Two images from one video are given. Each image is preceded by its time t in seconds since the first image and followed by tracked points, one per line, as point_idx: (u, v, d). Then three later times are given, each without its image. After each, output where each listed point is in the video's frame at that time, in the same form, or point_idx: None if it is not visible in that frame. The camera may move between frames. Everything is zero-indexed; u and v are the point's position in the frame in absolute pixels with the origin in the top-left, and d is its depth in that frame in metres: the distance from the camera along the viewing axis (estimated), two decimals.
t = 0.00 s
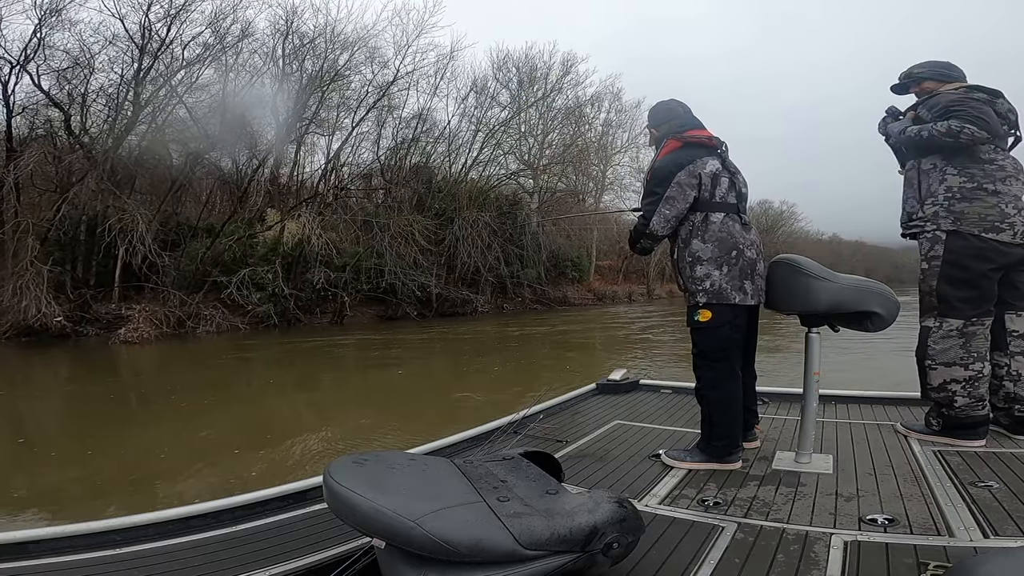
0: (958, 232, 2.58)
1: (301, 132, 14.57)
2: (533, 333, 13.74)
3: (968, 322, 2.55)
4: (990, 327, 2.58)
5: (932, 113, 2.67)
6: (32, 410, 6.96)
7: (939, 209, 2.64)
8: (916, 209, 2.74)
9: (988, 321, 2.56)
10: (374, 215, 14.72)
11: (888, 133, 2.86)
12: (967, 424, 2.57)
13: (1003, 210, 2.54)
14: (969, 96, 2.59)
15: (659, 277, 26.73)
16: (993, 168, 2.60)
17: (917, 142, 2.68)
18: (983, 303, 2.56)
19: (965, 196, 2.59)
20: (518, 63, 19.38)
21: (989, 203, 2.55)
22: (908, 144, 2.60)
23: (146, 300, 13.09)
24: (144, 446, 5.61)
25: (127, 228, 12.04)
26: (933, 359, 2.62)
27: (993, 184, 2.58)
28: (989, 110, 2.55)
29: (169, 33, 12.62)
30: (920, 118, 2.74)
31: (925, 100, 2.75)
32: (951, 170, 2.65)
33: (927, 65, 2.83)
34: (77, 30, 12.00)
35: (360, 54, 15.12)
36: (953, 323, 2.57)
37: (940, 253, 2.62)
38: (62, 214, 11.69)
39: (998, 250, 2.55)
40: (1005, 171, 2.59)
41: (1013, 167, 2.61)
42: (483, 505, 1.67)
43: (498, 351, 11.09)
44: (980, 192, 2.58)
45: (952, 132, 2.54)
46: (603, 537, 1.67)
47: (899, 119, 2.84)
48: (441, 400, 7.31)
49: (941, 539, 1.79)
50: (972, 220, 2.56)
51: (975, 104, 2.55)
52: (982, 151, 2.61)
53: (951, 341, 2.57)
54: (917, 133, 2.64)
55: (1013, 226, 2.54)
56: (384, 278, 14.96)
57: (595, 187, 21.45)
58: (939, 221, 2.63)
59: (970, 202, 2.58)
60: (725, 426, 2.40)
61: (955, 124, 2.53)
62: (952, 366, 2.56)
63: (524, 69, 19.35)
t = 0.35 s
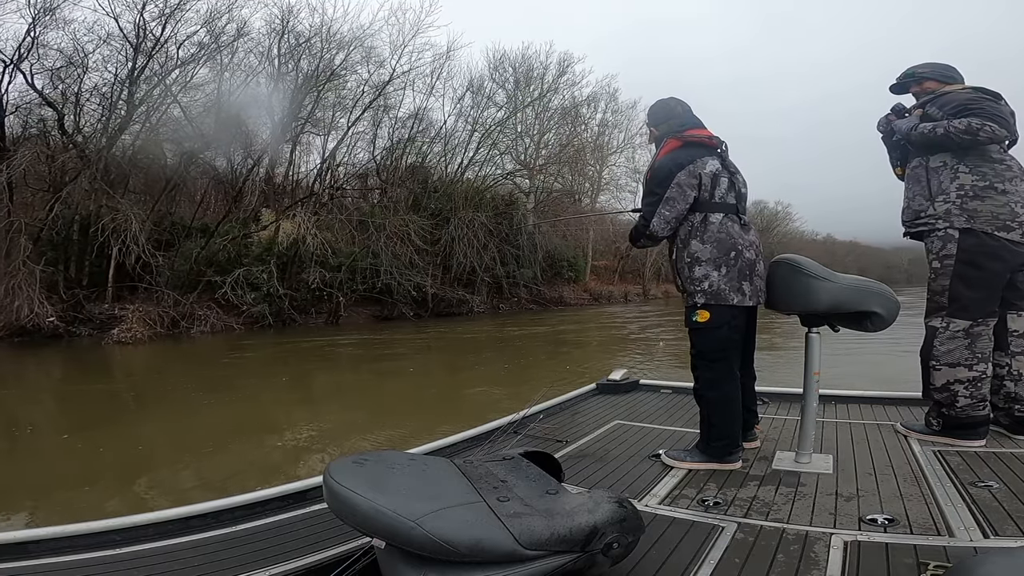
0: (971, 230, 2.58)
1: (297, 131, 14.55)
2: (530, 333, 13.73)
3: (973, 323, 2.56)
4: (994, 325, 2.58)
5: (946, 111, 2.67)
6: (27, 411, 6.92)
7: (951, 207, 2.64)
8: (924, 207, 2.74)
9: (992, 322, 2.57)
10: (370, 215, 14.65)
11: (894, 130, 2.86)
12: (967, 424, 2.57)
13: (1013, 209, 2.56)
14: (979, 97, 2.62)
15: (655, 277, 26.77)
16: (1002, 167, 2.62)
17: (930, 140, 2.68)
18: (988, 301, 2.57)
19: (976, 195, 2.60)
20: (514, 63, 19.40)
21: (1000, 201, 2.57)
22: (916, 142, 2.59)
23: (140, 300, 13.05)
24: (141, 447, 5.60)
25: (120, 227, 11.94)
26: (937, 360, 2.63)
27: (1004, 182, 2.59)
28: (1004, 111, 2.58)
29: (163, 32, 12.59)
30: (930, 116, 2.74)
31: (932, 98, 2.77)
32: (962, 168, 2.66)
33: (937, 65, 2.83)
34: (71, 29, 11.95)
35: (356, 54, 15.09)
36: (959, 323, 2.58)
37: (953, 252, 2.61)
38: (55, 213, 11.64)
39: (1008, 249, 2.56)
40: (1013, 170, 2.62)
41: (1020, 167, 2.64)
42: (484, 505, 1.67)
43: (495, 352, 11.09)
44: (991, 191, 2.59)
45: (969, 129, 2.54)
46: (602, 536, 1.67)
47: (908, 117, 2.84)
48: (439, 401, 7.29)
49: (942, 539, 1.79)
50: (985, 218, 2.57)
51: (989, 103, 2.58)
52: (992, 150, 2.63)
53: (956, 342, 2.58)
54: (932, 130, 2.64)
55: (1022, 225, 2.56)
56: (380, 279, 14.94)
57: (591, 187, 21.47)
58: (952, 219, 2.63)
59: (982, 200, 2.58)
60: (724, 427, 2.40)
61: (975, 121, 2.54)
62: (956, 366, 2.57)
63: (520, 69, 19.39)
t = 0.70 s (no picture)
0: (971, 229, 2.59)
1: (293, 131, 14.57)
2: (527, 333, 13.73)
3: (974, 324, 2.57)
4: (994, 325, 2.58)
5: (948, 110, 2.68)
6: (22, 412, 6.89)
7: (951, 206, 2.64)
8: (924, 207, 2.74)
9: (991, 322, 2.57)
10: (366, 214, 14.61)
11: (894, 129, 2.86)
12: (967, 424, 2.58)
13: (1013, 208, 2.57)
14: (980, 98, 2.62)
15: (651, 277, 26.80)
16: (1002, 167, 2.63)
17: (933, 138, 2.68)
18: (989, 300, 2.57)
19: (976, 194, 2.60)
20: (511, 63, 19.40)
21: (1000, 200, 2.57)
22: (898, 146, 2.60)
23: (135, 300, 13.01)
24: (138, 447, 5.59)
25: (114, 227, 11.87)
26: (937, 359, 2.63)
27: (1004, 181, 2.61)
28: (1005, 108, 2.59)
29: (159, 31, 12.55)
30: (931, 115, 2.74)
31: (933, 98, 2.77)
32: (962, 168, 2.66)
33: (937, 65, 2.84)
34: (66, 28, 11.91)
35: (353, 53, 15.06)
36: (959, 323, 2.58)
37: (953, 252, 2.62)
38: (49, 213, 11.61)
39: (1007, 249, 2.57)
40: (1013, 170, 2.63)
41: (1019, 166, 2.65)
42: (484, 506, 1.66)
43: (492, 351, 11.09)
44: (991, 190, 2.59)
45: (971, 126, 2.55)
46: (603, 537, 1.67)
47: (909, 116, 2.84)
48: (436, 401, 7.28)
49: (942, 539, 1.80)
50: (984, 217, 2.57)
51: (990, 101, 2.59)
52: (992, 150, 2.65)
53: (956, 342, 2.59)
54: (935, 126, 2.63)
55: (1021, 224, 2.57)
56: (376, 279, 14.93)
57: (589, 187, 21.46)
58: (952, 218, 2.63)
59: (981, 199, 2.59)
60: (726, 426, 2.40)
61: (977, 118, 2.54)
62: (956, 366, 2.58)
63: (517, 69, 19.40)
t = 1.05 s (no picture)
0: (968, 229, 2.59)
1: (290, 131, 14.53)
2: (524, 333, 13.73)
3: (974, 323, 2.57)
4: (990, 324, 2.59)
5: (940, 110, 2.69)
6: (18, 412, 6.87)
7: (948, 206, 2.65)
8: (922, 206, 2.75)
9: (991, 322, 2.57)
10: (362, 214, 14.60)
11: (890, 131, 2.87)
12: (967, 424, 2.59)
13: (1011, 207, 2.57)
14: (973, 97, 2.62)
15: (648, 277, 26.81)
16: (1000, 166, 2.63)
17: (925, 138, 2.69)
18: (988, 299, 2.57)
19: (973, 193, 2.61)
20: (509, 63, 19.39)
21: (998, 200, 2.58)
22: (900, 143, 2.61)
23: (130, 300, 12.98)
24: (135, 447, 5.57)
25: (109, 226, 11.81)
26: (937, 360, 2.64)
27: (1001, 181, 2.61)
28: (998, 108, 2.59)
29: (155, 30, 12.52)
30: (925, 116, 2.76)
31: (927, 99, 2.79)
32: (958, 167, 2.67)
33: (933, 66, 2.85)
34: (62, 27, 11.87)
35: (350, 53, 14.98)
36: (958, 323, 2.59)
37: (950, 251, 2.63)
38: (43, 213, 11.56)
39: (1004, 248, 2.56)
40: (1011, 169, 2.63)
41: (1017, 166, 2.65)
42: (485, 505, 1.66)
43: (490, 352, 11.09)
44: (988, 189, 2.60)
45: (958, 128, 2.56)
46: (603, 537, 1.67)
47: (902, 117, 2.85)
48: (434, 401, 7.27)
49: (942, 539, 1.80)
50: (981, 216, 2.58)
51: (981, 101, 2.60)
52: (988, 150, 2.65)
53: (956, 341, 2.59)
54: (926, 127, 2.65)
55: (1019, 224, 2.57)
56: (373, 279, 14.91)
57: (586, 187, 21.44)
58: (949, 217, 2.64)
59: (978, 198, 2.59)
60: (731, 427, 2.41)
61: (965, 118, 2.56)
62: (957, 366, 2.58)
63: (514, 69, 19.36)
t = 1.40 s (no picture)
0: (931, 233, 2.66)
1: (287, 131, 14.38)
2: (522, 333, 13.73)
3: (957, 319, 2.59)
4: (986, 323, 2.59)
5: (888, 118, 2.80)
6: (16, 412, 6.86)
7: (916, 212, 2.73)
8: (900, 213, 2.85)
9: (978, 318, 2.57)
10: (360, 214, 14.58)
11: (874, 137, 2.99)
12: (967, 424, 2.59)
13: (974, 207, 2.57)
14: (914, 102, 2.69)
15: (646, 277, 26.83)
16: (961, 166, 2.64)
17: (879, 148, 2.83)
18: (974, 297, 2.59)
19: (935, 197, 2.67)
20: (507, 63, 19.36)
21: (958, 202, 2.60)
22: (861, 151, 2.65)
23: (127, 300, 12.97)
24: (134, 447, 5.56)
25: (106, 226, 11.80)
26: (927, 357, 2.65)
27: (962, 181, 2.62)
28: (914, 113, 2.65)
29: (152, 30, 12.49)
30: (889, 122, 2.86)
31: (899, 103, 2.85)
32: (923, 173, 2.74)
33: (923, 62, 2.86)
34: (59, 27, 11.83)
35: (348, 52, 14.95)
36: (942, 320, 2.61)
37: (919, 255, 2.71)
38: (40, 212, 11.54)
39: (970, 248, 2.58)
40: (976, 167, 2.62)
41: (988, 162, 2.62)
42: (484, 505, 1.66)
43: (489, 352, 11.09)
44: (949, 193, 2.63)
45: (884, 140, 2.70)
46: (603, 536, 1.67)
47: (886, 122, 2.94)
48: (433, 401, 7.26)
49: (942, 539, 1.80)
50: (942, 220, 2.63)
51: (906, 107, 2.68)
52: (939, 152, 2.69)
53: (944, 338, 2.61)
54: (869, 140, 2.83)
55: (985, 223, 2.55)
56: (371, 279, 14.90)
57: (585, 187, 21.44)
58: (916, 223, 2.73)
59: (941, 203, 2.65)
60: (732, 426, 2.41)
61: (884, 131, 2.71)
62: (946, 364, 2.60)
63: (513, 69, 19.35)
